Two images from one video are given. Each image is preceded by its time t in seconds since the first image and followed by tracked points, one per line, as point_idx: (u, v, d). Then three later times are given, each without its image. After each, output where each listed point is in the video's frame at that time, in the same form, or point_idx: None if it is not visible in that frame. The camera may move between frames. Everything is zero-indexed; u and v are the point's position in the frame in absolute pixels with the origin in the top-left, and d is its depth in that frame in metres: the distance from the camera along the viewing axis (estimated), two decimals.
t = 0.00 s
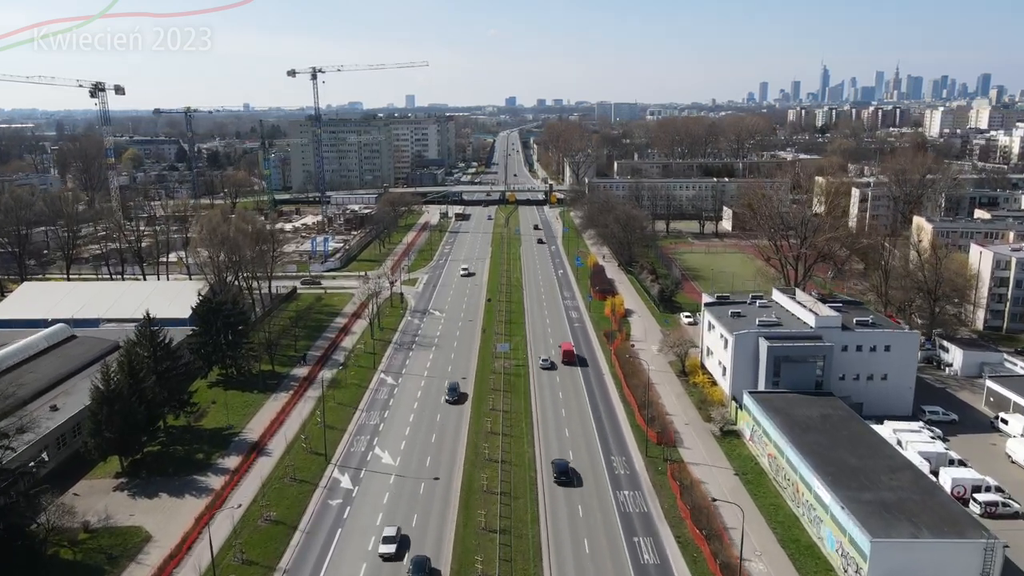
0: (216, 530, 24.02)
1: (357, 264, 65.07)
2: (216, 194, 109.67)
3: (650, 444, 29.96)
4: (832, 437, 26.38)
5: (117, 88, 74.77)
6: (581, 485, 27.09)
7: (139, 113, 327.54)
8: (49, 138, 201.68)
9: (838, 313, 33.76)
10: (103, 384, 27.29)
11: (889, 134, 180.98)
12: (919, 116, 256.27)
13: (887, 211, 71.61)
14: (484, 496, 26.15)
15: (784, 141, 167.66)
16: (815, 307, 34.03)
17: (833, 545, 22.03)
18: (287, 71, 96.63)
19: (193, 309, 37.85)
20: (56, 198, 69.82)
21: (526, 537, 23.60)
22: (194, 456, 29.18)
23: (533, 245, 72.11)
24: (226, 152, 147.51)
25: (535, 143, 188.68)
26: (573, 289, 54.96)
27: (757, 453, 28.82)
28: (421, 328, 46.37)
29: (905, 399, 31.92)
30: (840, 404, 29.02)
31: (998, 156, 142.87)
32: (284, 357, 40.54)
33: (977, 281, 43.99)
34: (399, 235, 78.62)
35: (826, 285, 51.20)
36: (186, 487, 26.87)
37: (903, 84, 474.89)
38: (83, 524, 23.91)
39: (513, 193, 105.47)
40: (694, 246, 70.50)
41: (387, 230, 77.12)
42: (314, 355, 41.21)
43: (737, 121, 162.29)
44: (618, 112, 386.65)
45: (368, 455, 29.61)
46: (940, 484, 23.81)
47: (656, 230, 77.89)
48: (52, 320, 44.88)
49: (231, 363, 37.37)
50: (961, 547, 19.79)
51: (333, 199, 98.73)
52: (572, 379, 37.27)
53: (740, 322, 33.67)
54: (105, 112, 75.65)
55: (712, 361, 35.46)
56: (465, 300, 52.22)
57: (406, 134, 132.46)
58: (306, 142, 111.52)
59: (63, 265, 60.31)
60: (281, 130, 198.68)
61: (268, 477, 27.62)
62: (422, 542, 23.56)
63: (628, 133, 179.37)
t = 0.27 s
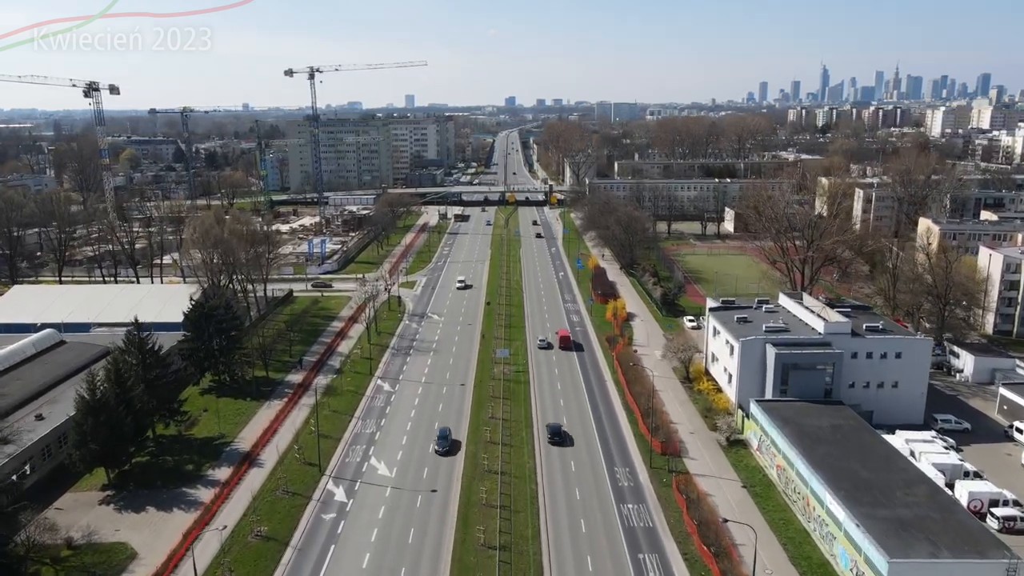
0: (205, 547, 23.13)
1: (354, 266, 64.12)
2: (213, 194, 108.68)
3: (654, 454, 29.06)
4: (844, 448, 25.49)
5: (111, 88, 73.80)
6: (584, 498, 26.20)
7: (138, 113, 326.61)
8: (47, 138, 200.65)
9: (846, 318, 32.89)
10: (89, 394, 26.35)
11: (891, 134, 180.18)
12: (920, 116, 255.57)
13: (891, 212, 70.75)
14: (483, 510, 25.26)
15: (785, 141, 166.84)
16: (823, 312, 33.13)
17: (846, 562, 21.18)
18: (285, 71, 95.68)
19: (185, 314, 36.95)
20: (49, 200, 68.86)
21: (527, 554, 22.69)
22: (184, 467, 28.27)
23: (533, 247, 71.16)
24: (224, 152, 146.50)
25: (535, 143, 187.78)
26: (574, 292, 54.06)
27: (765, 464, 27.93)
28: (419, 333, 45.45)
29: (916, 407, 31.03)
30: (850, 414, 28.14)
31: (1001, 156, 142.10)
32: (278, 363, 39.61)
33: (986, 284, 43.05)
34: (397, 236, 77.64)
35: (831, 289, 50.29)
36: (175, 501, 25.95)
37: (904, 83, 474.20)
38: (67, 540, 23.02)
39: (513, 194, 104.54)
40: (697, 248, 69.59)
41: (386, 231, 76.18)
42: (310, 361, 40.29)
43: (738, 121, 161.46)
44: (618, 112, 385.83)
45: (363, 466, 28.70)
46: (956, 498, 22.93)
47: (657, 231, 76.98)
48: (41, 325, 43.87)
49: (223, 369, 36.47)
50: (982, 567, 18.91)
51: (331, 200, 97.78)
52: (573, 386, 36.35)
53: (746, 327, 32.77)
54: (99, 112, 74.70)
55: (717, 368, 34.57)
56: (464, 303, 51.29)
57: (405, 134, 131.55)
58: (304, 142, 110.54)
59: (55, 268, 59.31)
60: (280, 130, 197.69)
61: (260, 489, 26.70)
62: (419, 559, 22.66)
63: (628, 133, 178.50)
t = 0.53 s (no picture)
0: (192, 565, 22.19)
1: (352, 268, 63.20)
2: (210, 195, 107.79)
3: (659, 465, 28.15)
4: (856, 460, 24.58)
5: (106, 88, 72.83)
6: (587, 511, 25.28)
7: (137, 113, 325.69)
8: (44, 138, 199.83)
9: (856, 324, 31.95)
10: (72, 405, 25.38)
11: (892, 134, 179.26)
12: (920, 116, 254.83)
13: (896, 213, 69.86)
14: (482, 524, 24.35)
15: (786, 141, 165.98)
16: (832, 318, 32.21)
17: None
18: (282, 71, 94.81)
19: (176, 320, 36.06)
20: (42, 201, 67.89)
21: (528, 572, 21.77)
22: (173, 479, 27.34)
23: (533, 248, 70.24)
24: (221, 152, 145.53)
25: (534, 143, 186.86)
26: (575, 295, 53.13)
27: (774, 475, 27.02)
28: (417, 337, 44.54)
29: (928, 416, 30.09)
30: (861, 424, 27.24)
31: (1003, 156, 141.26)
32: (273, 370, 38.69)
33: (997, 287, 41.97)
34: (396, 238, 76.74)
35: (837, 291, 49.36)
36: (162, 515, 25.03)
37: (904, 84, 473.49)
38: (48, 558, 22.10)
39: (513, 195, 103.64)
40: (699, 250, 68.66)
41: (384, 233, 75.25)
42: (305, 367, 39.38)
43: (739, 121, 160.56)
44: (618, 112, 385.34)
45: (358, 478, 27.77)
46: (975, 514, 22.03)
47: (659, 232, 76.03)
48: (30, 329, 42.87)
49: (216, 376, 35.56)
50: None
51: (329, 201, 96.86)
52: (575, 393, 35.41)
53: (753, 334, 31.85)
54: (93, 112, 73.79)
55: (722, 374, 33.66)
56: (463, 307, 50.38)
57: (404, 134, 130.60)
58: (302, 142, 109.65)
59: (48, 270, 58.35)
60: (278, 130, 196.72)
61: (251, 502, 25.76)
62: None
63: (629, 133, 177.67)
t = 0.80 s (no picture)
0: None
1: (350, 271, 62.26)
2: (207, 196, 106.87)
3: (665, 477, 27.23)
4: (870, 474, 23.66)
5: (101, 88, 71.88)
6: (590, 527, 24.36)
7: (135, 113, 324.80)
8: (42, 138, 198.94)
9: (866, 330, 31.06)
10: (56, 417, 24.46)
11: (894, 134, 178.41)
12: (921, 116, 254.04)
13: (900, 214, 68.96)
14: (482, 540, 23.44)
15: (787, 142, 165.10)
16: (842, 324, 31.29)
17: None
18: (279, 70, 93.94)
19: (168, 325, 35.17)
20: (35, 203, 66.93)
21: None
22: (162, 492, 26.43)
23: (533, 250, 69.36)
24: (219, 153, 144.51)
25: (534, 143, 185.95)
26: (576, 298, 52.22)
27: (783, 488, 26.11)
28: (416, 342, 43.62)
29: (942, 425, 29.19)
30: (874, 435, 26.34)
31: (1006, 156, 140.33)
32: (267, 376, 37.78)
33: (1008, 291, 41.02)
34: (394, 239, 75.83)
35: (843, 295, 48.39)
36: (149, 531, 24.12)
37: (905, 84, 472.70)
38: None
39: (512, 195, 102.74)
40: (702, 252, 67.82)
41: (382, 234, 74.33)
42: (300, 373, 38.44)
43: (740, 121, 159.64)
44: (618, 112, 384.44)
45: (353, 491, 26.84)
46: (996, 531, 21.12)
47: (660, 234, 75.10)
48: (20, 335, 41.89)
49: (209, 384, 34.63)
50: None
51: (326, 202, 95.93)
52: (577, 401, 34.48)
53: (760, 341, 30.94)
54: (87, 113, 72.84)
55: (729, 382, 32.75)
56: (462, 311, 49.46)
57: (403, 135, 129.66)
58: (300, 143, 108.76)
59: (40, 273, 57.37)
60: (277, 130, 195.77)
61: (242, 517, 24.84)
62: None
63: (629, 133, 176.79)
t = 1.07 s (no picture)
0: None
1: (347, 273, 61.32)
2: (204, 197, 105.97)
3: (670, 490, 26.32)
4: (885, 488, 22.74)
5: (95, 87, 70.93)
6: (594, 543, 23.43)
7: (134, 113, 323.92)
8: (40, 138, 197.92)
9: (877, 337, 30.17)
10: (38, 430, 23.54)
11: (895, 134, 177.59)
12: (922, 116, 253.28)
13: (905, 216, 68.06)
14: (480, 558, 22.52)
15: (788, 142, 164.25)
16: (852, 331, 30.40)
17: None
18: (277, 70, 93.06)
19: (159, 331, 34.26)
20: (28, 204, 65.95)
21: None
22: (149, 506, 25.50)
23: (533, 252, 68.48)
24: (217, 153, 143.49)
25: (534, 143, 185.04)
26: (577, 302, 51.28)
27: (793, 502, 25.21)
28: (414, 348, 42.70)
29: (956, 436, 28.29)
30: (887, 447, 25.42)
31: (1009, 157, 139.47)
32: (261, 383, 36.86)
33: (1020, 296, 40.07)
34: (392, 241, 74.91)
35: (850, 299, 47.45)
36: (135, 548, 23.19)
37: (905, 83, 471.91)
38: None
39: (512, 196, 101.84)
40: (704, 254, 66.99)
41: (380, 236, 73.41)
42: (295, 380, 37.50)
43: (741, 121, 158.71)
44: (618, 112, 383.56)
45: (348, 504, 25.90)
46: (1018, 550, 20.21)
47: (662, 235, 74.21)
48: (9, 340, 40.99)
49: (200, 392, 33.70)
50: None
51: (324, 203, 95.01)
52: (580, 410, 33.54)
53: (768, 348, 30.04)
54: (81, 113, 71.91)
55: (735, 390, 31.82)
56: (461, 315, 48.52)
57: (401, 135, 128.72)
58: (298, 143, 107.83)
59: (31, 276, 56.41)
60: (275, 130, 194.84)
61: (231, 533, 23.91)
62: None
63: (629, 133, 175.86)
